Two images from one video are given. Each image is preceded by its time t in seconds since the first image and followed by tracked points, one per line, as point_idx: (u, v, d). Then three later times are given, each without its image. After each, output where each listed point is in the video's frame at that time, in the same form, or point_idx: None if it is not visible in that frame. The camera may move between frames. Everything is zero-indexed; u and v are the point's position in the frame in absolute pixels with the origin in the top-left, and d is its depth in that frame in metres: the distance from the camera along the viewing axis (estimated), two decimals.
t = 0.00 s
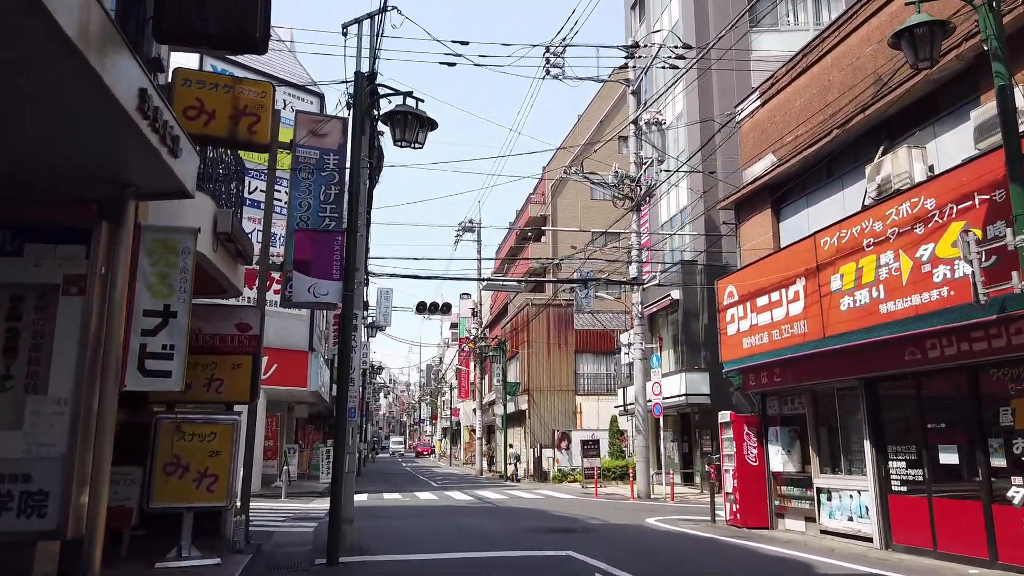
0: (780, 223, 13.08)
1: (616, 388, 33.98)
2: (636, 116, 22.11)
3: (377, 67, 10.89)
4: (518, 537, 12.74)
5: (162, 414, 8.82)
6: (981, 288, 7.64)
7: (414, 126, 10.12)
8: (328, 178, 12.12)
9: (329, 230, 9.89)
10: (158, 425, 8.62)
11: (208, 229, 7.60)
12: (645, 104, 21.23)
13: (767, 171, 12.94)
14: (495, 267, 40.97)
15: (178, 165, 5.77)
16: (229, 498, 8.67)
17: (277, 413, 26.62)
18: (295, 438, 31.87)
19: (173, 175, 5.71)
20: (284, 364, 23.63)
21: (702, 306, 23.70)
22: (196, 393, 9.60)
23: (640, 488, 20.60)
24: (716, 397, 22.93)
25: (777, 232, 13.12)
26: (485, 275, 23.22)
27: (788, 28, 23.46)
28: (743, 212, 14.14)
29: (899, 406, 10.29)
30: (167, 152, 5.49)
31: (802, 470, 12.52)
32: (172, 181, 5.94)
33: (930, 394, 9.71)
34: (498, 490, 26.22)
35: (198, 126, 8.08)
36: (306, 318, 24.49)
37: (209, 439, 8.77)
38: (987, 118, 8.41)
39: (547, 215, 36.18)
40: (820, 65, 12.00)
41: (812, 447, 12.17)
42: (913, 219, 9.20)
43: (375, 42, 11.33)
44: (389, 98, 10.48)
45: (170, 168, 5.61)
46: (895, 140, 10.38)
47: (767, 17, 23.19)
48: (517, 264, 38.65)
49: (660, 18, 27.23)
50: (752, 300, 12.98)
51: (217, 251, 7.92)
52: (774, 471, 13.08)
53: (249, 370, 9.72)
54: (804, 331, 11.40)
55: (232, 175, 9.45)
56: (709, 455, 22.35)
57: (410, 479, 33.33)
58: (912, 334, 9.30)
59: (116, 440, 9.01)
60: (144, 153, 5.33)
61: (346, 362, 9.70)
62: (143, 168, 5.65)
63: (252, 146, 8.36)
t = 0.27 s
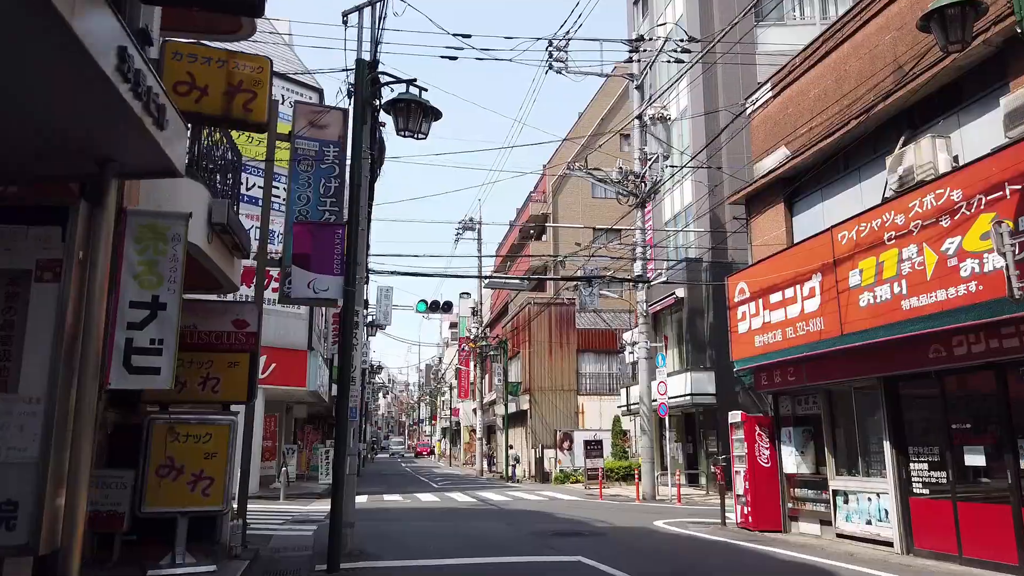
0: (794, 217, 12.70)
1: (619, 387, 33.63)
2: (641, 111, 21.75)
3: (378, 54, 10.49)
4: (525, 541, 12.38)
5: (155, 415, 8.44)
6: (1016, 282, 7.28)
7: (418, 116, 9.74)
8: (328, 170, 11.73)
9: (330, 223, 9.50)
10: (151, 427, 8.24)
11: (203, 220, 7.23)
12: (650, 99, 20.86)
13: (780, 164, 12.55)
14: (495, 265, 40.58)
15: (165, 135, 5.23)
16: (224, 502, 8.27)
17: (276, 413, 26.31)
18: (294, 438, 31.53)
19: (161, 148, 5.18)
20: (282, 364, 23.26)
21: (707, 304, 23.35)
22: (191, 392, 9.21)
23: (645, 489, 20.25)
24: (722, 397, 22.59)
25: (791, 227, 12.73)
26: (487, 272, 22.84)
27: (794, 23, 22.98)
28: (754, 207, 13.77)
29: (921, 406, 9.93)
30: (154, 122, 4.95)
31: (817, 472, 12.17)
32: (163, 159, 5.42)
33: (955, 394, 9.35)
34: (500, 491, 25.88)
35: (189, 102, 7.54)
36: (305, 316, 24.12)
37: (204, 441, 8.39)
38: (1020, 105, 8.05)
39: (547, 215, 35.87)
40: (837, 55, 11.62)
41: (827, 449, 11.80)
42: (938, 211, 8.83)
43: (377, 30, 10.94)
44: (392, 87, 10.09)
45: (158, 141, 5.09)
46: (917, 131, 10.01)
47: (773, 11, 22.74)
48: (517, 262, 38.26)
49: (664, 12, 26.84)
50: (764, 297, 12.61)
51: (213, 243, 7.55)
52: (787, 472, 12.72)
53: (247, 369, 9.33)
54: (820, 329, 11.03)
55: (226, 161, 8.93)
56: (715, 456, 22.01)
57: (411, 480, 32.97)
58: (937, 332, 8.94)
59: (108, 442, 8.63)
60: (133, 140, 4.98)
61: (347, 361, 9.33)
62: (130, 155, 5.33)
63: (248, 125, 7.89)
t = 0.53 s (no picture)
0: (810, 209, 12.33)
1: (623, 386, 33.26)
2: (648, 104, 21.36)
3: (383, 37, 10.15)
4: (533, 542, 12.01)
5: (150, 411, 8.07)
6: None
7: (425, 100, 9.36)
8: (330, 159, 11.40)
9: (333, 211, 9.14)
10: (145, 423, 7.87)
11: (200, 205, 6.85)
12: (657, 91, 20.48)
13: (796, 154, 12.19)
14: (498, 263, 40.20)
15: (154, 90, 4.95)
16: (222, 503, 7.90)
17: (276, 411, 25.94)
18: (295, 437, 31.17)
19: (150, 105, 4.93)
20: (283, 361, 22.89)
21: (715, 301, 22.99)
22: (189, 387, 8.82)
23: (653, 489, 19.87)
24: (731, 395, 22.21)
25: (807, 219, 12.36)
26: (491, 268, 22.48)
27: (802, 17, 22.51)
28: (768, 199, 13.39)
29: (946, 402, 9.56)
30: (140, 73, 4.66)
31: (835, 471, 11.80)
32: (155, 122, 5.20)
33: (984, 390, 8.98)
34: (503, 490, 25.52)
35: (184, 66, 7.09)
36: (306, 313, 23.76)
37: (201, 439, 8.01)
38: None
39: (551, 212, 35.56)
40: (856, 40, 11.25)
41: (846, 447, 11.44)
42: (969, 198, 8.44)
43: (382, 13, 10.58)
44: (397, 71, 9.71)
45: (145, 94, 4.78)
46: (942, 116, 9.63)
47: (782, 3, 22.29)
48: (521, 260, 37.89)
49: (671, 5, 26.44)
50: (779, 291, 12.21)
51: (209, 230, 7.18)
52: (803, 472, 12.33)
53: (246, 364, 8.94)
54: (839, 323, 10.65)
55: (225, 145, 8.53)
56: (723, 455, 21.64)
57: (413, 480, 32.60)
58: (966, 325, 8.57)
59: (101, 439, 8.26)
60: (117, 93, 4.73)
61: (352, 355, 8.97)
62: (112, 113, 5.03)
63: (247, 91, 7.32)
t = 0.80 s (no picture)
0: (823, 202, 11.99)
1: (624, 386, 32.93)
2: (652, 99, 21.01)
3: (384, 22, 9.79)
4: (538, 545, 11.66)
5: (141, 409, 7.72)
6: None
7: (427, 86, 9.00)
8: (328, 150, 11.08)
9: (332, 201, 8.77)
10: (135, 421, 7.51)
11: (192, 189, 6.51)
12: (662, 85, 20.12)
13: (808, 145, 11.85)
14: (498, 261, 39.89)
15: (131, 43, 4.65)
16: (215, 505, 7.54)
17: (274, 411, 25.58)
18: (293, 437, 30.81)
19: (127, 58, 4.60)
20: (281, 359, 22.53)
21: (719, 299, 22.69)
22: (182, 385, 8.45)
23: (658, 489, 19.53)
24: (736, 394, 21.88)
25: (820, 213, 12.01)
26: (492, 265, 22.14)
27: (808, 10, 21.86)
28: (779, 192, 13.04)
29: (968, 401, 9.22)
30: (112, 21, 4.30)
31: (849, 472, 11.47)
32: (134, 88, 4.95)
33: (1008, 388, 8.63)
34: (504, 491, 25.17)
35: (170, 30, 6.66)
36: (305, 311, 23.41)
37: (193, 438, 7.65)
38: None
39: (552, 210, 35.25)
40: (872, 28, 10.90)
41: (861, 447, 11.10)
42: (994, 188, 8.10)
43: None
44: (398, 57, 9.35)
45: (120, 46, 4.46)
46: (964, 104, 9.28)
47: None
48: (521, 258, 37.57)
49: None
50: (791, 287, 11.86)
51: (201, 216, 6.80)
52: (815, 472, 12.00)
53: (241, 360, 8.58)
54: (855, 318, 10.31)
55: (223, 133, 8.17)
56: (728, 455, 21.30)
57: (412, 480, 32.25)
58: (991, 320, 8.23)
59: (89, 438, 7.91)
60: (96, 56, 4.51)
61: (352, 349, 8.59)
62: (94, 76, 4.76)
63: (238, 58, 6.91)
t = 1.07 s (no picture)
0: (837, 194, 11.60)
1: (626, 385, 32.55)
2: (656, 93, 20.65)
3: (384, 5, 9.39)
4: (544, 550, 11.26)
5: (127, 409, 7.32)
6: None
7: (429, 71, 8.61)
8: (327, 141, 10.57)
9: (330, 191, 8.36)
10: (121, 421, 7.12)
11: (180, 174, 6.10)
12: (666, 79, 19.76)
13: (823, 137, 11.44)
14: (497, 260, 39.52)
15: None
16: (207, 510, 7.10)
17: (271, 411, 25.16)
18: (291, 438, 30.40)
19: None
20: (278, 358, 22.12)
21: (724, 297, 22.31)
22: (172, 383, 8.02)
23: (662, 491, 19.16)
24: (741, 394, 21.50)
25: (835, 206, 11.59)
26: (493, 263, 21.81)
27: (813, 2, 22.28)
28: (791, 186, 12.66)
29: (994, 400, 8.83)
30: None
31: (865, 473, 11.09)
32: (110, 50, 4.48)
33: None
34: (505, 492, 24.77)
35: None
36: (303, 309, 23.01)
37: (183, 440, 7.23)
38: None
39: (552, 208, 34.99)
40: (890, 13, 10.52)
41: (877, 448, 10.73)
42: None
43: None
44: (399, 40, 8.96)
45: None
46: (990, 91, 8.89)
47: None
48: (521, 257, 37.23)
49: None
50: (805, 282, 11.47)
51: (190, 204, 6.39)
52: (829, 474, 11.63)
53: (234, 357, 8.17)
54: (873, 314, 9.94)
55: (218, 119, 7.79)
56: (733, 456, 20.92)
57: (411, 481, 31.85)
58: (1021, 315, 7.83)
59: (73, 440, 7.49)
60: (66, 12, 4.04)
61: (351, 346, 8.20)
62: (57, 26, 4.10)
63: (224, 18, 6.27)
